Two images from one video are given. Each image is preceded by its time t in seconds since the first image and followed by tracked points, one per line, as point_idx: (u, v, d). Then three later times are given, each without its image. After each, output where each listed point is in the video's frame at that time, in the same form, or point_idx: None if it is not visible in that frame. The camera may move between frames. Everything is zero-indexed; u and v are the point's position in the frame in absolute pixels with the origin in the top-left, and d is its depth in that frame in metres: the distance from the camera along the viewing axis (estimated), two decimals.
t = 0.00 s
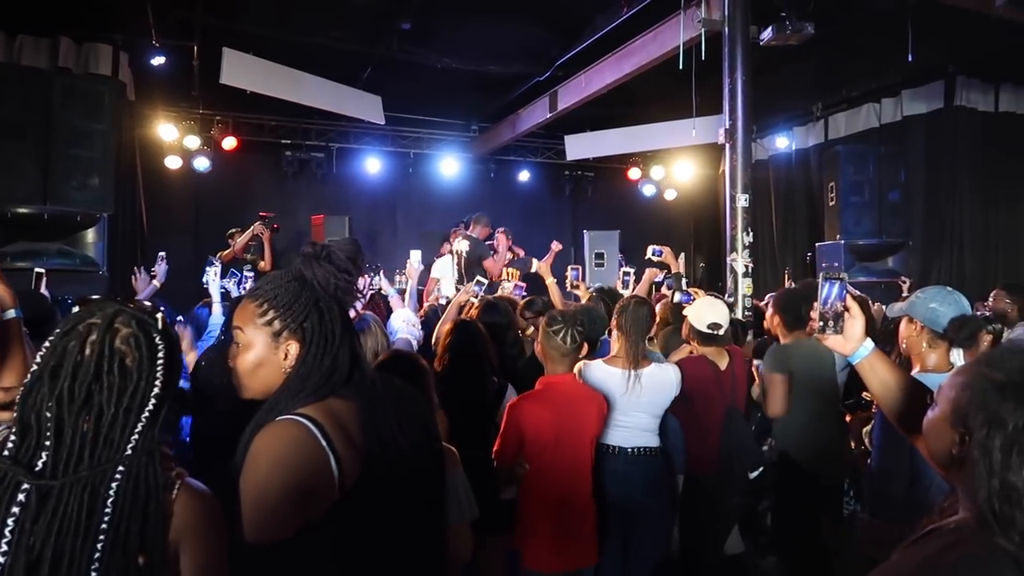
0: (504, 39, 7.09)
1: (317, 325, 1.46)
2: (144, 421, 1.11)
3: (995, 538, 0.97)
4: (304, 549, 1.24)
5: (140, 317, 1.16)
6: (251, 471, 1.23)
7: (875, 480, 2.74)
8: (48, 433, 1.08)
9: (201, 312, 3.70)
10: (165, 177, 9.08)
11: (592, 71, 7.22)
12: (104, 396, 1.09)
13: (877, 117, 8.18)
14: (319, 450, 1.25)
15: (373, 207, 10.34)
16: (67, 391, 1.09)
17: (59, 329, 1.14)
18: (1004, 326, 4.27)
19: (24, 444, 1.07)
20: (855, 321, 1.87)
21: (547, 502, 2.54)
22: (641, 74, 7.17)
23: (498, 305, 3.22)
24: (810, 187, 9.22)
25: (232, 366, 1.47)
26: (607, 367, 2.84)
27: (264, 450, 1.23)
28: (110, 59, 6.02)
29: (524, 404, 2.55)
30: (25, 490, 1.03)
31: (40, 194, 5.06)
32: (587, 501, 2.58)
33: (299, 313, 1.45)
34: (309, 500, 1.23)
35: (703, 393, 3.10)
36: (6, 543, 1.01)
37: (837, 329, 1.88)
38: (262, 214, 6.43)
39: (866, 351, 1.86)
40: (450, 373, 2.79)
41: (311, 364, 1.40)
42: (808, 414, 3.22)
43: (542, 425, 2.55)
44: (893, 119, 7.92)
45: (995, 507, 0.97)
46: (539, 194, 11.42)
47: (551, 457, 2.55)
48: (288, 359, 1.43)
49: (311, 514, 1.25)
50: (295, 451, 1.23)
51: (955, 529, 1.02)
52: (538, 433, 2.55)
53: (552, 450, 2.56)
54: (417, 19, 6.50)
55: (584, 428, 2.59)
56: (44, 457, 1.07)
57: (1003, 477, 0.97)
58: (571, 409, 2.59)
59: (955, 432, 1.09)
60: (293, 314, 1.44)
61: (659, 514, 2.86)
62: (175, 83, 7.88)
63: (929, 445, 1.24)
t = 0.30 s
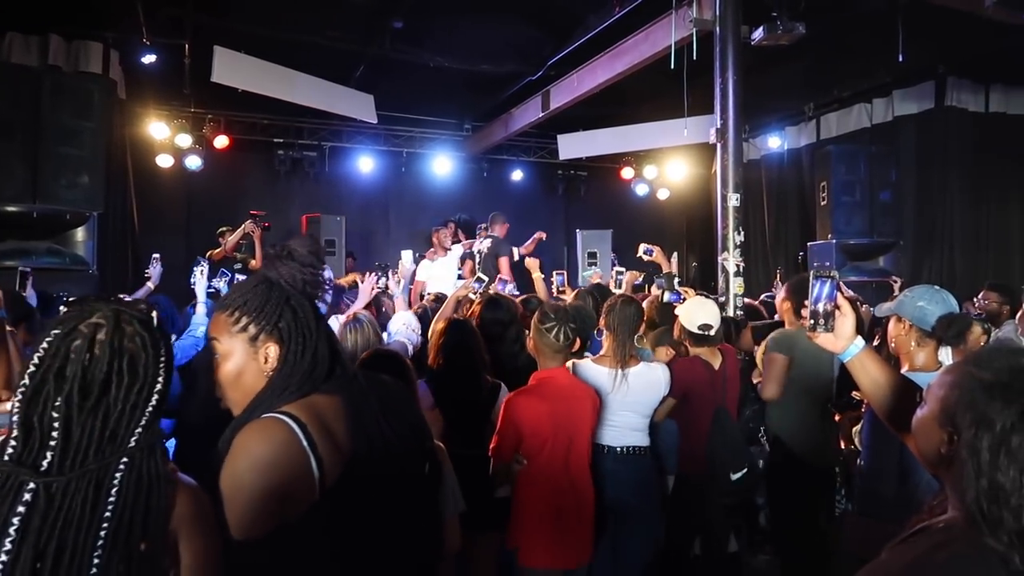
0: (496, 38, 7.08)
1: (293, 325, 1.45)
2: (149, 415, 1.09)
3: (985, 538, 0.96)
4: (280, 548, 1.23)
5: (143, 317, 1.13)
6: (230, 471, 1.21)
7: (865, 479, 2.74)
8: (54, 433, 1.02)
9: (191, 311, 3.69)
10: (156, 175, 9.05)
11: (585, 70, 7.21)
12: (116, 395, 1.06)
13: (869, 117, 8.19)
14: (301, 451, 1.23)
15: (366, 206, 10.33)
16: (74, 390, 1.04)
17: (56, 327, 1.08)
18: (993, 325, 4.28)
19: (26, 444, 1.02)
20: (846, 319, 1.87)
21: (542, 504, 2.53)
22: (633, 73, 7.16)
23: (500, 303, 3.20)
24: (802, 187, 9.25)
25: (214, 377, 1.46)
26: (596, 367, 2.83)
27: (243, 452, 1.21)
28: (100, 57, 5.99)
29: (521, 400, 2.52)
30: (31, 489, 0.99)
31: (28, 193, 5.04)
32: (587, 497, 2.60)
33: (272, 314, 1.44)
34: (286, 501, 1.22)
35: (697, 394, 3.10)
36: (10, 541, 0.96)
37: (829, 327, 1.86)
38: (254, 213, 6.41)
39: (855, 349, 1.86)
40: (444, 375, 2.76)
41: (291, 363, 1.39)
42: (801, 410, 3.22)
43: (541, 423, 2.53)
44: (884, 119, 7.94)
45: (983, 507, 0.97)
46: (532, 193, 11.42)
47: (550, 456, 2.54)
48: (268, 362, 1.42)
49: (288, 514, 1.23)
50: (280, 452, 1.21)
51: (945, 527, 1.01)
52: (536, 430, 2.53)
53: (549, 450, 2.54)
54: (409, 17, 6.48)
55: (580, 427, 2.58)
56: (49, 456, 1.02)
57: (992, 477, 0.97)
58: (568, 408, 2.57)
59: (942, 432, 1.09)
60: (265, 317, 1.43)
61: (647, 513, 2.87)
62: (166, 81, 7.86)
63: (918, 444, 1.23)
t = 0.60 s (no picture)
0: (493, 33, 7.08)
1: (262, 320, 1.46)
2: (141, 394, 1.10)
3: (978, 531, 0.96)
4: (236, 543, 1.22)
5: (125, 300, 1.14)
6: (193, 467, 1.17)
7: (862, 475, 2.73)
8: (49, 417, 1.03)
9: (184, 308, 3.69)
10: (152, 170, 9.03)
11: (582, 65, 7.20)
12: (107, 375, 1.07)
13: (865, 113, 8.20)
14: (267, 442, 1.21)
15: (363, 202, 10.33)
16: (65, 374, 1.05)
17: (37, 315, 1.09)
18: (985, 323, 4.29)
19: (22, 431, 1.02)
20: (843, 313, 1.87)
21: (544, 504, 2.52)
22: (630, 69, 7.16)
23: (503, 298, 3.20)
24: (798, 184, 9.26)
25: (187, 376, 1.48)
26: (592, 362, 2.86)
27: (209, 439, 1.17)
28: (95, 50, 5.98)
29: (522, 401, 2.49)
30: (36, 472, 1.00)
31: (23, 186, 5.03)
32: (592, 500, 2.55)
33: (240, 310, 1.45)
34: (244, 500, 1.18)
35: (691, 393, 3.08)
36: (21, 525, 0.97)
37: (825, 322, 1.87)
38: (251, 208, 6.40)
39: (853, 344, 1.86)
40: (439, 368, 2.75)
41: (260, 355, 1.40)
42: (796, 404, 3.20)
43: (544, 426, 2.50)
44: (881, 115, 7.95)
45: (978, 500, 0.96)
46: (529, 189, 11.42)
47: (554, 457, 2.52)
48: (238, 357, 1.43)
49: (247, 510, 1.20)
50: (247, 444, 1.18)
51: (939, 521, 1.01)
52: (538, 430, 2.50)
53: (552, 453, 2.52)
54: (406, 12, 6.48)
55: (584, 423, 2.56)
56: (47, 439, 1.02)
57: (986, 471, 0.97)
58: (568, 406, 2.54)
59: (937, 426, 1.09)
60: (234, 313, 1.44)
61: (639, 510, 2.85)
62: (162, 75, 7.84)
63: (912, 438, 1.22)
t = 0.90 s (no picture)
0: (495, 29, 7.07)
1: (267, 319, 1.47)
2: (138, 384, 1.09)
3: (987, 529, 0.96)
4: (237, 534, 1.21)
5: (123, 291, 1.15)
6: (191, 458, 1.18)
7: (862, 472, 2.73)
8: (45, 406, 1.02)
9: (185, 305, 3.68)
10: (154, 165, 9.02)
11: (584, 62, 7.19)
12: (104, 363, 1.06)
13: (868, 111, 8.18)
14: (261, 429, 1.22)
15: (365, 198, 10.32)
16: (62, 363, 1.04)
17: (35, 305, 1.09)
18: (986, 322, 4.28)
19: (17, 422, 1.01)
20: (849, 311, 1.86)
21: (560, 502, 2.52)
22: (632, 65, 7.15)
23: (507, 295, 3.21)
24: (800, 181, 9.25)
25: (178, 360, 1.47)
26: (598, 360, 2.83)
27: (198, 436, 1.18)
28: (97, 45, 5.97)
29: (540, 395, 2.47)
30: (29, 462, 0.99)
31: (25, 179, 5.02)
32: (608, 498, 2.56)
33: (250, 306, 1.46)
34: (245, 487, 1.19)
35: (684, 382, 3.08)
36: (12, 514, 0.97)
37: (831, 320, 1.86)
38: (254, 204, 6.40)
39: (859, 341, 1.85)
40: (444, 365, 2.75)
41: (259, 352, 1.40)
42: (787, 400, 3.18)
43: (559, 422, 2.48)
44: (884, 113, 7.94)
45: (985, 498, 0.96)
46: (531, 185, 11.40)
47: (568, 456, 2.51)
48: (236, 350, 1.43)
49: (248, 497, 1.21)
50: (243, 433, 1.19)
51: (946, 519, 1.00)
52: (554, 425, 2.48)
53: (568, 451, 2.51)
54: (408, 8, 6.46)
55: (599, 418, 2.56)
56: (42, 429, 1.02)
57: (994, 468, 0.96)
58: (582, 402, 2.53)
59: (944, 422, 1.09)
60: (243, 307, 1.45)
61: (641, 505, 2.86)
62: (164, 70, 7.83)
63: (918, 436, 1.22)
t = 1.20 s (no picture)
0: (505, 27, 7.07)
1: (275, 318, 1.48)
2: (145, 380, 1.11)
3: (1006, 529, 0.95)
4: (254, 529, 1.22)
5: (129, 288, 1.17)
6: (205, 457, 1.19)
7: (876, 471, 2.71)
8: (53, 403, 1.05)
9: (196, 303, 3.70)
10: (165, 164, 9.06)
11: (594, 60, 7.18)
12: (110, 360, 1.09)
13: (880, 109, 8.13)
14: (273, 424, 1.23)
15: (375, 196, 10.34)
16: (69, 361, 1.07)
17: (44, 304, 1.12)
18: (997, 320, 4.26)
19: (27, 419, 1.05)
20: (862, 308, 1.86)
21: (577, 499, 2.51)
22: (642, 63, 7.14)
23: (512, 291, 3.21)
24: (811, 180, 9.20)
25: (187, 365, 1.47)
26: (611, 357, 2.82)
27: (211, 433, 1.20)
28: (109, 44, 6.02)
29: (564, 393, 2.49)
30: (38, 458, 1.02)
31: (38, 178, 5.06)
32: (629, 499, 2.56)
33: (257, 305, 1.47)
34: (261, 481, 1.21)
35: (694, 379, 3.10)
36: (22, 510, 0.99)
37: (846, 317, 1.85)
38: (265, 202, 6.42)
39: (873, 339, 1.84)
40: (456, 363, 2.78)
41: (270, 352, 1.41)
42: (800, 400, 3.19)
43: (584, 419, 2.50)
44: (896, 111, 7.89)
45: (1005, 497, 0.96)
46: (540, 183, 11.40)
47: (593, 454, 2.51)
48: (246, 350, 1.44)
49: (264, 492, 1.22)
50: (253, 429, 1.20)
51: (965, 519, 1.00)
52: (579, 421, 2.49)
53: (591, 448, 2.51)
54: (419, 6, 6.47)
55: (623, 420, 2.56)
56: (52, 426, 1.05)
57: (1014, 468, 0.96)
58: (605, 399, 2.54)
59: (964, 421, 1.08)
60: (249, 307, 1.45)
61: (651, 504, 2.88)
62: (176, 68, 7.87)
63: (937, 435, 1.21)
